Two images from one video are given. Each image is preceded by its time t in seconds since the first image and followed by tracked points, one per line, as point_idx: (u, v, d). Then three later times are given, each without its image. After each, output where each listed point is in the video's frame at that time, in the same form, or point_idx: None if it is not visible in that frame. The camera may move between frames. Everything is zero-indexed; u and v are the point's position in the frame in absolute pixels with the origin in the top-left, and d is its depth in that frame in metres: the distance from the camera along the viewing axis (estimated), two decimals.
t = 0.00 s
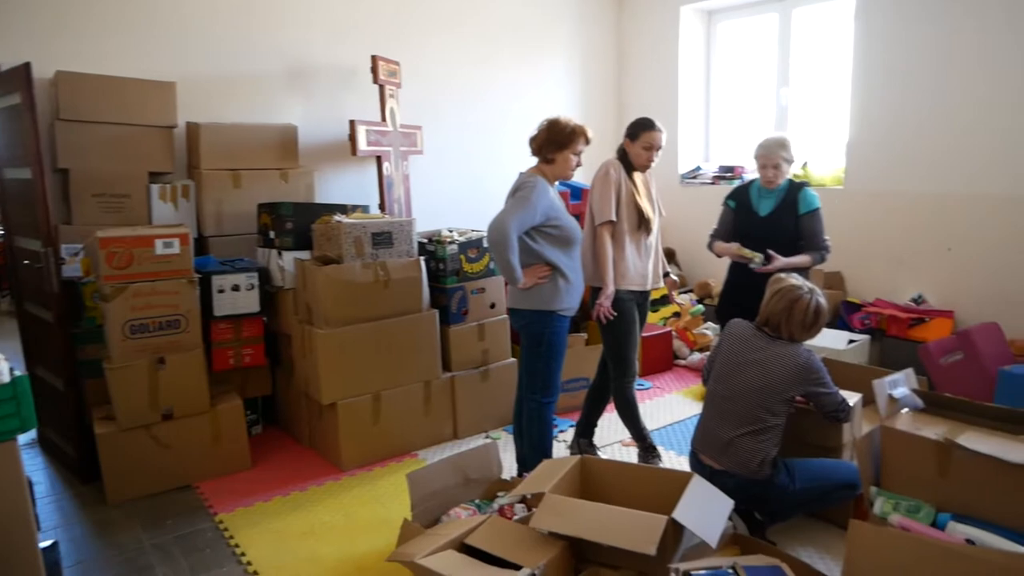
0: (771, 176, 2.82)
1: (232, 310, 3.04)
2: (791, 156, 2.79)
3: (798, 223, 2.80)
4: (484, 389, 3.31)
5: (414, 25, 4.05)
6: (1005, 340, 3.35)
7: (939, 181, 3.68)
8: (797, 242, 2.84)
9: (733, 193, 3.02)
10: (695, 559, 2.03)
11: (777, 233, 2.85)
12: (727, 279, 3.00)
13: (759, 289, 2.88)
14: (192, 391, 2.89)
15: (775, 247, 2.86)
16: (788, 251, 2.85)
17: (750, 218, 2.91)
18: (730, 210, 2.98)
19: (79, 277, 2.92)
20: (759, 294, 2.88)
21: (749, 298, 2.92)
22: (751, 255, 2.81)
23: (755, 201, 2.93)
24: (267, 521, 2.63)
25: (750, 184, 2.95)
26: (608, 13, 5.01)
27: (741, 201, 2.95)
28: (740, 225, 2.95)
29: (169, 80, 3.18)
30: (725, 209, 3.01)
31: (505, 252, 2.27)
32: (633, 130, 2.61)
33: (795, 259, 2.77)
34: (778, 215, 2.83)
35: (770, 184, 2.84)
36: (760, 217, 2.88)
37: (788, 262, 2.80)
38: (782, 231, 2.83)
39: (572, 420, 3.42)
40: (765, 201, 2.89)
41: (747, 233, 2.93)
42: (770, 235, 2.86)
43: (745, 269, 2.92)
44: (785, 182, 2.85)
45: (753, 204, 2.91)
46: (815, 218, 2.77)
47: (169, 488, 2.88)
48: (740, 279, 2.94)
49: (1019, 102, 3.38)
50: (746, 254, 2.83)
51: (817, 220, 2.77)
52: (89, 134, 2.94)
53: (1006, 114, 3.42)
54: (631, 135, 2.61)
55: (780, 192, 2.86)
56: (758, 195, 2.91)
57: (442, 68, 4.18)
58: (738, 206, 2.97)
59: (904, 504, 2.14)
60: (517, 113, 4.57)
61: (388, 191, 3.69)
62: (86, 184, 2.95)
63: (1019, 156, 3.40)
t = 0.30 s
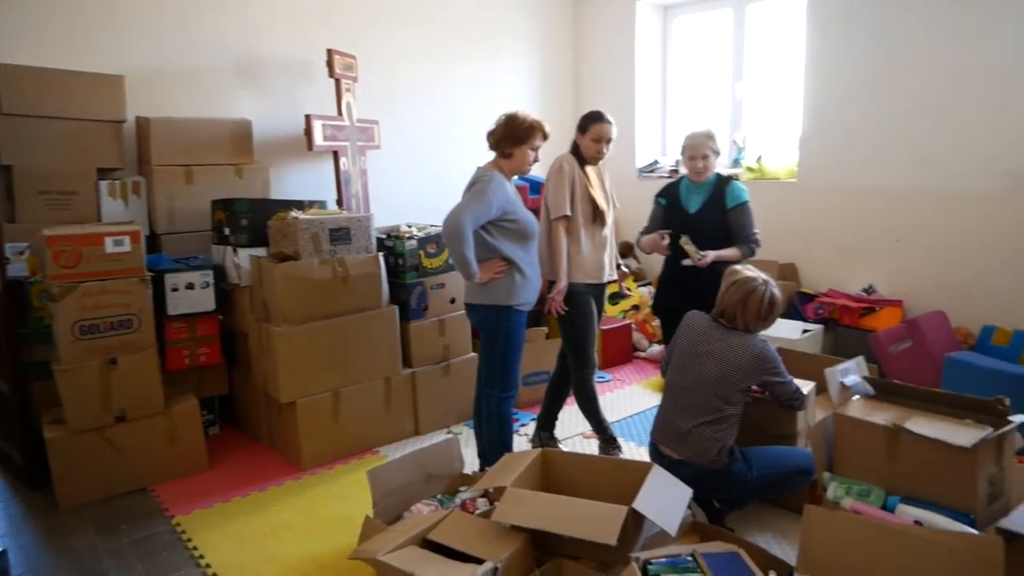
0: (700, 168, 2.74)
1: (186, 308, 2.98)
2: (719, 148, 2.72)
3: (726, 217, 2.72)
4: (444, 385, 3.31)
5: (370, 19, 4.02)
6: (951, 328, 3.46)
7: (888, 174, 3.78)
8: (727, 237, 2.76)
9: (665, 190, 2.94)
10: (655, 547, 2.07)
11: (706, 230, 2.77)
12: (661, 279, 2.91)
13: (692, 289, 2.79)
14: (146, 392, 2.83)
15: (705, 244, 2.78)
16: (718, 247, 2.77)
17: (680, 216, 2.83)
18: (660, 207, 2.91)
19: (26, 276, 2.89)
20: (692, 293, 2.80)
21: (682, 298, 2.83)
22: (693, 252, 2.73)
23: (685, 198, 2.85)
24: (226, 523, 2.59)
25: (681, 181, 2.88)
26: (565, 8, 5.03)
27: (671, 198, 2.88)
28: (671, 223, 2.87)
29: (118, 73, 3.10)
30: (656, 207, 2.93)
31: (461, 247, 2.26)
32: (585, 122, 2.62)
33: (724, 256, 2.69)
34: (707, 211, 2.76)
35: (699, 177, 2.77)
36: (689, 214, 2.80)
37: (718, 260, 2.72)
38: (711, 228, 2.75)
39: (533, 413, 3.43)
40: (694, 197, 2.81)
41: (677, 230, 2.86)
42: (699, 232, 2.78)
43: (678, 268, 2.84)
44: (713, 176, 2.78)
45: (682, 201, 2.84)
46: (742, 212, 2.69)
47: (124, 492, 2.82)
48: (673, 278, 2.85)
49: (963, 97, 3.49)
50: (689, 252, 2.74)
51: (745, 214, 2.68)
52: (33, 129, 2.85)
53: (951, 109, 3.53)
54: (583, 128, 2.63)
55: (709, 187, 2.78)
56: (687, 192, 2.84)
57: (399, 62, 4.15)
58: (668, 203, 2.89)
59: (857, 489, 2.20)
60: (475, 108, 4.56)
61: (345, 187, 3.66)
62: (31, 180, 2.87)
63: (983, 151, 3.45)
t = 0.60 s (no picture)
0: (632, 163, 2.69)
1: (133, 308, 2.91)
2: (651, 144, 2.70)
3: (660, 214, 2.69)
4: (400, 381, 3.30)
5: (320, 13, 3.97)
6: (893, 316, 3.57)
7: (832, 168, 3.88)
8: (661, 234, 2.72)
9: (595, 188, 2.85)
10: (610, 537, 2.10)
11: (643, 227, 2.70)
12: (600, 280, 2.82)
13: (632, 289, 2.72)
14: (92, 393, 2.76)
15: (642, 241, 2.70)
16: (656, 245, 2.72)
17: (614, 214, 2.75)
18: (594, 205, 2.80)
19: None
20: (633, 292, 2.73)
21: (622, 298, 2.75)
22: (647, 244, 2.61)
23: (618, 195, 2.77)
24: (177, 525, 2.54)
25: (612, 179, 2.80)
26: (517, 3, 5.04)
27: (604, 196, 2.79)
28: (605, 221, 2.78)
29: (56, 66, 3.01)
30: (589, 205, 2.83)
31: (414, 243, 2.26)
32: (538, 117, 2.63)
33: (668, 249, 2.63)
34: (643, 208, 2.70)
35: (631, 173, 2.72)
36: (623, 212, 2.73)
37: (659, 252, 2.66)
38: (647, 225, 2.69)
39: (489, 408, 3.45)
40: (627, 194, 2.74)
41: (612, 229, 2.76)
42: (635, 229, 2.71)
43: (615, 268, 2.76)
44: (644, 173, 2.74)
45: (617, 198, 2.75)
46: (676, 208, 2.67)
47: (70, 497, 2.74)
48: (612, 278, 2.76)
49: (901, 93, 3.60)
50: (644, 242, 2.63)
51: (680, 209, 2.67)
52: None
53: (890, 104, 3.64)
54: (536, 123, 2.63)
55: (642, 184, 2.73)
56: (620, 188, 2.76)
57: (349, 57, 4.11)
58: (601, 200, 2.80)
59: (803, 473, 2.26)
60: (427, 103, 4.54)
61: (296, 182, 3.61)
62: None
63: (922, 145, 3.56)
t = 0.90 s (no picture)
0: (570, 156, 2.61)
1: (83, 309, 2.85)
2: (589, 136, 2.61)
3: (602, 206, 2.63)
4: (359, 378, 3.28)
5: (272, 6, 3.91)
6: (844, 306, 3.67)
7: (784, 162, 3.97)
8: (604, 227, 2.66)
9: (533, 180, 2.73)
10: (570, 527, 2.12)
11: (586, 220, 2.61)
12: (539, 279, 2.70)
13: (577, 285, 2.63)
14: (41, 397, 2.69)
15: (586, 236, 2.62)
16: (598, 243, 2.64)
17: (555, 208, 2.65)
18: (533, 199, 2.68)
19: None
20: (577, 289, 2.63)
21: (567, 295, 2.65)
22: (592, 226, 2.54)
23: (558, 189, 2.67)
24: (133, 529, 2.49)
25: (551, 171, 2.70)
26: None
27: (543, 190, 2.68)
28: (545, 217, 2.67)
29: None
30: (527, 200, 2.70)
31: (370, 239, 2.24)
32: (510, 112, 2.59)
33: (611, 239, 2.56)
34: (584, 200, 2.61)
35: (569, 166, 2.64)
36: (564, 206, 2.63)
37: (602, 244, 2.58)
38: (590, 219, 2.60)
39: (450, 403, 3.45)
40: (567, 187, 2.65)
41: (551, 224, 2.66)
42: (577, 224, 2.62)
43: (558, 265, 2.66)
44: (583, 165, 2.66)
45: (556, 191, 2.65)
46: (617, 199, 2.63)
47: (20, 504, 2.67)
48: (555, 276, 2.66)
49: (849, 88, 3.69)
50: (588, 223, 2.54)
51: (621, 201, 2.63)
52: None
53: (838, 99, 3.73)
54: (509, 117, 2.59)
55: (581, 178, 2.65)
56: (559, 181, 2.67)
57: (303, 52, 4.07)
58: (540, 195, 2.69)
59: (758, 459, 2.30)
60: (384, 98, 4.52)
61: (250, 179, 3.57)
62: None
63: (869, 139, 3.66)
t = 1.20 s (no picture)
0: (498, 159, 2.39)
1: (34, 311, 2.78)
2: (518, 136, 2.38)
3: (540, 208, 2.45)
4: (322, 376, 3.25)
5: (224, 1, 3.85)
6: (801, 295, 3.74)
7: (740, 154, 4.02)
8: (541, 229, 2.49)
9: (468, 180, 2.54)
10: (535, 518, 2.13)
11: (520, 224, 2.42)
12: (472, 284, 2.54)
13: (508, 292, 2.46)
14: None
15: (519, 242, 2.43)
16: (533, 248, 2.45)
17: (487, 210, 2.45)
18: (467, 200, 2.50)
19: None
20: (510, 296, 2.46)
21: (499, 301, 2.48)
22: (539, 225, 2.34)
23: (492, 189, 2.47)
24: (91, 535, 2.44)
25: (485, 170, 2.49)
26: None
27: (477, 190, 2.48)
28: (478, 220, 2.48)
29: None
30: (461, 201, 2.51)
31: (324, 234, 2.24)
32: (483, 104, 2.65)
33: (554, 240, 2.42)
34: (520, 204, 2.41)
35: (502, 172, 2.40)
36: (497, 209, 2.43)
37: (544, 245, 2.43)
38: (525, 224, 2.41)
39: (414, 400, 3.44)
40: (502, 189, 2.44)
41: (484, 228, 2.47)
42: (511, 229, 2.43)
43: (490, 271, 2.48)
44: (519, 163, 2.45)
45: (489, 193, 2.45)
46: (556, 201, 2.46)
47: None
48: (488, 282, 2.48)
49: (801, 81, 3.76)
50: (536, 223, 2.35)
51: (561, 203, 2.46)
52: None
53: (791, 92, 3.80)
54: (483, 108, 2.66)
55: (515, 178, 2.44)
56: (494, 182, 2.46)
57: (258, 47, 4.01)
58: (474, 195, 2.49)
59: (718, 447, 2.35)
60: (342, 94, 4.48)
61: (206, 177, 3.51)
62: None
63: (823, 130, 3.73)
